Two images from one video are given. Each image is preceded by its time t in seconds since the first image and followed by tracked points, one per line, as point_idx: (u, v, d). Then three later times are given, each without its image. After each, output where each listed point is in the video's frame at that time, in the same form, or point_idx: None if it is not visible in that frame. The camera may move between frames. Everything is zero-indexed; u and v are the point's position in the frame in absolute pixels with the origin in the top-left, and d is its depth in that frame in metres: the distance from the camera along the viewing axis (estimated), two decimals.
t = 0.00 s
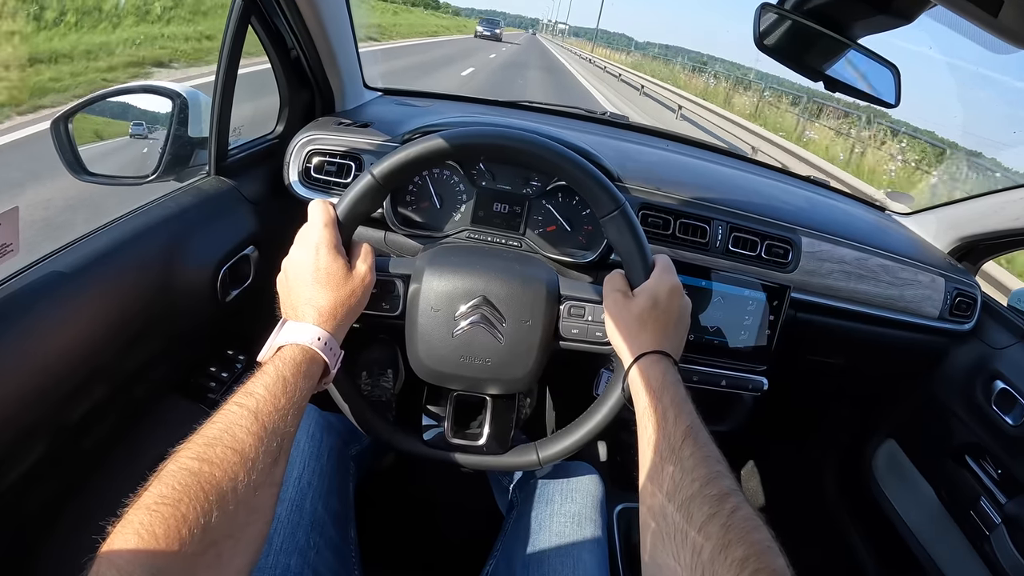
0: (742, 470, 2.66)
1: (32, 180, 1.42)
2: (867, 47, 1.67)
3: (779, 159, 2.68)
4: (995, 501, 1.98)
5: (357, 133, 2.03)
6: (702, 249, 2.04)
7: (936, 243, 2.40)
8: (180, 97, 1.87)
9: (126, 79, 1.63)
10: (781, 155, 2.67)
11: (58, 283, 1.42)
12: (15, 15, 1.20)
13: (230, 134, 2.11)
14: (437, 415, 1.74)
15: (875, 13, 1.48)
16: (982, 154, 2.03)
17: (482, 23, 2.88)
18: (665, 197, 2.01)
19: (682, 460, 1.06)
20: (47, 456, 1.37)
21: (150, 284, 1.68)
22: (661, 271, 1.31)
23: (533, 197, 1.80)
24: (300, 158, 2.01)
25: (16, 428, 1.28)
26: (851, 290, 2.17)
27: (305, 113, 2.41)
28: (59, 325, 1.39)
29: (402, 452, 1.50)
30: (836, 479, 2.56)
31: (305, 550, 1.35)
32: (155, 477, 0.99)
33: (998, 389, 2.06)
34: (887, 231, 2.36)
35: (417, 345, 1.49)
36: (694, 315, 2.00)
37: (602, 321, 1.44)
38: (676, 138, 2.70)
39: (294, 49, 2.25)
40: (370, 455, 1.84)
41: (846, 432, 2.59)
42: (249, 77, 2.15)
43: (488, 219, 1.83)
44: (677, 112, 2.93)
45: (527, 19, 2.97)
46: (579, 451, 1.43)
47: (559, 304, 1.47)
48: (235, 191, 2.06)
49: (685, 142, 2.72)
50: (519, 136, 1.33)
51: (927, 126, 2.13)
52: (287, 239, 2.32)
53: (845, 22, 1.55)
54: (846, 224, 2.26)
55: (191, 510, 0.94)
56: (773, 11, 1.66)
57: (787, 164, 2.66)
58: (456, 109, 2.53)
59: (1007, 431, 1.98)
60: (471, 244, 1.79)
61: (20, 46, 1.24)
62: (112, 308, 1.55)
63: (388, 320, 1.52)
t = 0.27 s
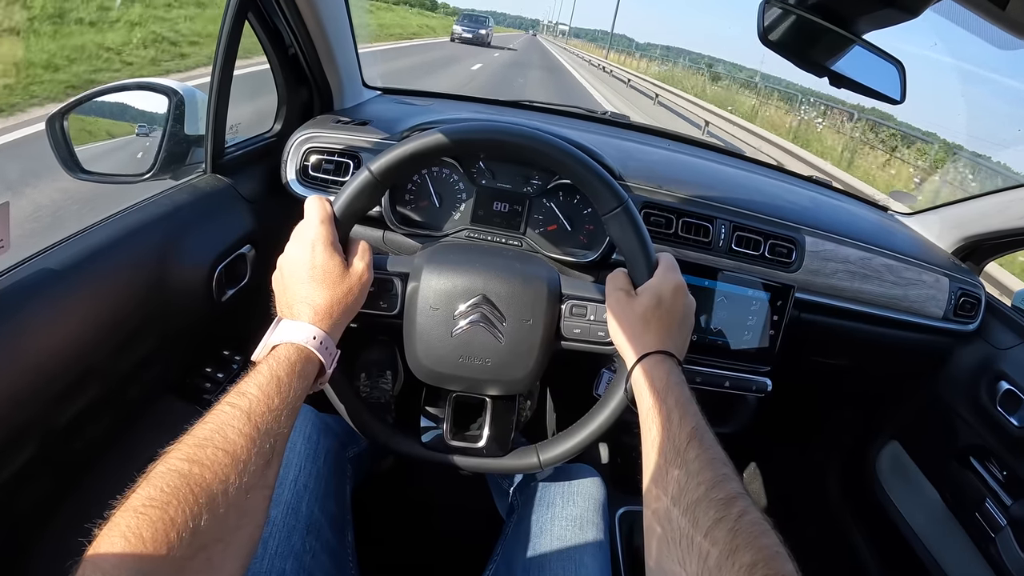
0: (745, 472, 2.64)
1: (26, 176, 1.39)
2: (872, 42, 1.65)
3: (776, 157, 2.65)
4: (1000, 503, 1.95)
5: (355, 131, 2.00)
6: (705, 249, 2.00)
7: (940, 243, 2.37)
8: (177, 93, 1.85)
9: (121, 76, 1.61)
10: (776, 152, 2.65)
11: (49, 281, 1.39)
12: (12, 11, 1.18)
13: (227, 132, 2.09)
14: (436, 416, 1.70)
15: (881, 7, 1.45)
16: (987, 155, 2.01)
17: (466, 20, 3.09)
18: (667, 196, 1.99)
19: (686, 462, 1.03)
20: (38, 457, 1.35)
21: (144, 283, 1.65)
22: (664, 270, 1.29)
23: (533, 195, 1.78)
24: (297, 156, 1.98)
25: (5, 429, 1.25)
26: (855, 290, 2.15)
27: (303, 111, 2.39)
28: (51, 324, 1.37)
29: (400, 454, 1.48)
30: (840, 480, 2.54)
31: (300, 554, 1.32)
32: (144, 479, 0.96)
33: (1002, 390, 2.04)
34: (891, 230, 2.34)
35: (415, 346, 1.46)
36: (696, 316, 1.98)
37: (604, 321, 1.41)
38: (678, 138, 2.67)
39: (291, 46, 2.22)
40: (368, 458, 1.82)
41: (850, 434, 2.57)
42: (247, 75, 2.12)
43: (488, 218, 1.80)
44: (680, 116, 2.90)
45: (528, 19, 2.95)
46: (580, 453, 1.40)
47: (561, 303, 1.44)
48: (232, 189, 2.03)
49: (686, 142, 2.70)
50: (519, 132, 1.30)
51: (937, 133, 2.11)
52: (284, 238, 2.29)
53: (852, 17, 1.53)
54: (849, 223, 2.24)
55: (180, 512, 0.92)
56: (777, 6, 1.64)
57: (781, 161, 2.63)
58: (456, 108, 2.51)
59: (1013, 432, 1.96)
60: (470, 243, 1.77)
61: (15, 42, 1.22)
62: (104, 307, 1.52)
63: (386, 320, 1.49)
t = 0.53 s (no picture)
0: (745, 471, 2.64)
1: (26, 174, 1.40)
2: (870, 41, 1.65)
3: (772, 154, 2.67)
4: (998, 502, 1.95)
5: (355, 130, 2.01)
6: (704, 248, 2.01)
7: (939, 242, 2.38)
8: (178, 92, 1.85)
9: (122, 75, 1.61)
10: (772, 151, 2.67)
11: (50, 280, 1.40)
12: (13, 10, 1.19)
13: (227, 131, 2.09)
14: (436, 415, 1.66)
15: (880, 7, 1.46)
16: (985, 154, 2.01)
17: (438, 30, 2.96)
18: (667, 195, 2.00)
19: (684, 460, 1.04)
20: (38, 455, 1.35)
21: (145, 281, 1.66)
22: (662, 268, 1.30)
23: (532, 194, 1.78)
24: (297, 155, 1.99)
25: (6, 427, 1.26)
26: (853, 289, 2.15)
27: (303, 111, 2.39)
28: (51, 322, 1.37)
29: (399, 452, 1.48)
30: (838, 480, 2.54)
31: (299, 551, 1.33)
32: (144, 476, 0.97)
33: (1001, 389, 2.04)
34: (890, 230, 2.34)
35: (415, 344, 1.47)
36: (695, 315, 1.98)
37: (602, 319, 1.42)
38: (677, 137, 2.68)
39: (292, 46, 2.24)
40: (367, 456, 1.82)
41: (848, 433, 2.57)
42: (248, 73, 2.13)
43: (487, 217, 1.81)
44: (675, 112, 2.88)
45: (528, 18, 2.96)
46: (579, 451, 1.41)
47: (559, 302, 1.45)
48: (232, 188, 2.04)
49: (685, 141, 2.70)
50: (518, 131, 1.31)
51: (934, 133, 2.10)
52: (285, 237, 2.30)
53: (850, 17, 1.53)
54: (848, 223, 2.24)
55: (180, 509, 0.92)
56: (776, 6, 1.64)
57: (776, 160, 2.66)
58: (456, 107, 2.51)
59: (1011, 432, 1.96)
60: (469, 242, 1.78)
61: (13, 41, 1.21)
62: (104, 306, 1.52)
63: (386, 318, 1.50)
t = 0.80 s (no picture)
0: (744, 471, 2.68)
1: (39, 175, 1.44)
2: (868, 49, 1.68)
3: (773, 158, 2.67)
4: (994, 502, 1.98)
5: (361, 133, 2.03)
6: (704, 250, 2.05)
7: (937, 245, 2.41)
8: (184, 95, 1.89)
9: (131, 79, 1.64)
10: (773, 154, 2.66)
11: (63, 281, 1.43)
12: (25, 16, 1.21)
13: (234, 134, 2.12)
14: (441, 413, 1.76)
15: (877, 16, 1.49)
16: (983, 155, 2.03)
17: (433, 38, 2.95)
18: (668, 198, 2.02)
19: (684, 460, 1.07)
20: (51, 454, 1.38)
21: (154, 283, 1.69)
22: (663, 272, 1.33)
23: (535, 197, 1.81)
24: (304, 158, 2.02)
25: (20, 426, 1.29)
26: (851, 291, 2.18)
27: (309, 113, 2.42)
28: (64, 323, 1.40)
29: (405, 451, 1.51)
30: (837, 480, 2.57)
31: (308, 548, 1.36)
32: (161, 474, 1.00)
33: (997, 390, 2.07)
34: (887, 232, 2.37)
35: (420, 345, 1.50)
36: (695, 317, 2.02)
37: (604, 321, 1.45)
38: (678, 140, 2.70)
39: (298, 49, 2.25)
40: (373, 455, 1.85)
41: (847, 433, 2.60)
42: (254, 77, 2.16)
43: (490, 219, 1.84)
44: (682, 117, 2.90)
45: (529, 21, 2.98)
46: (581, 450, 1.44)
47: (562, 304, 1.48)
48: (239, 190, 2.07)
49: (686, 143, 2.73)
50: (522, 137, 1.34)
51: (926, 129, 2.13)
52: (290, 238, 2.33)
53: (848, 24, 1.56)
54: (847, 226, 2.27)
55: (197, 506, 0.95)
56: (776, 15, 1.68)
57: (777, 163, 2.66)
58: (459, 110, 2.54)
59: (1006, 432, 1.99)
60: (473, 245, 1.80)
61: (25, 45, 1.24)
62: (115, 307, 1.55)
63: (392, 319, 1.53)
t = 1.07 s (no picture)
0: (743, 472, 2.68)
1: (36, 176, 1.44)
2: (867, 48, 1.67)
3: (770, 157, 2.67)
4: (994, 502, 1.98)
5: (359, 134, 2.03)
6: (702, 251, 2.04)
7: (937, 245, 2.40)
8: (182, 97, 1.87)
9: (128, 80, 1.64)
10: (771, 154, 2.68)
11: (61, 283, 1.43)
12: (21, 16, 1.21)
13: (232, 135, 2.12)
14: (437, 415, 1.77)
15: (875, 14, 1.48)
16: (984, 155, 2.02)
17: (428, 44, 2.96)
18: (667, 199, 2.02)
19: (680, 461, 1.07)
20: (49, 455, 1.38)
21: (152, 284, 1.69)
22: (661, 273, 1.32)
23: (533, 198, 1.81)
24: (302, 158, 2.01)
25: (18, 427, 1.29)
26: (851, 291, 2.18)
27: (307, 114, 2.42)
28: (61, 324, 1.40)
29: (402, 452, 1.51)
30: (837, 480, 2.57)
31: (305, 549, 1.36)
32: (156, 475, 1.00)
33: (997, 391, 2.06)
34: (887, 232, 2.37)
35: (417, 346, 1.50)
36: (694, 317, 2.01)
37: (601, 322, 1.44)
38: (678, 140, 2.70)
39: (296, 51, 2.26)
40: (371, 456, 1.85)
41: (848, 433, 2.60)
42: (252, 77, 2.16)
43: (488, 220, 1.84)
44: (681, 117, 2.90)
45: (528, 21, 2.98)
46: (579, 451, 1.44)
47: (559, 305, 1.48)
48: (237, 191, 2.07)
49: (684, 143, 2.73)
50: (519, 137, 1.34)
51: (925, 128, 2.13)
52: (289, 239, 2.33)
53: (846, 23, 1.56)
54: (846, 226, 2.27)
55: (192, 507, 0.95)
56: (773, 14, 1.67)
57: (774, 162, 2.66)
58: (457, 110, 2.54)
59: (1006, 433, 1.99)
60: (471, 245, 1.80)
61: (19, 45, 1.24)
62: (113, 308, 1.55)
63: (389, 320, 1.52)
